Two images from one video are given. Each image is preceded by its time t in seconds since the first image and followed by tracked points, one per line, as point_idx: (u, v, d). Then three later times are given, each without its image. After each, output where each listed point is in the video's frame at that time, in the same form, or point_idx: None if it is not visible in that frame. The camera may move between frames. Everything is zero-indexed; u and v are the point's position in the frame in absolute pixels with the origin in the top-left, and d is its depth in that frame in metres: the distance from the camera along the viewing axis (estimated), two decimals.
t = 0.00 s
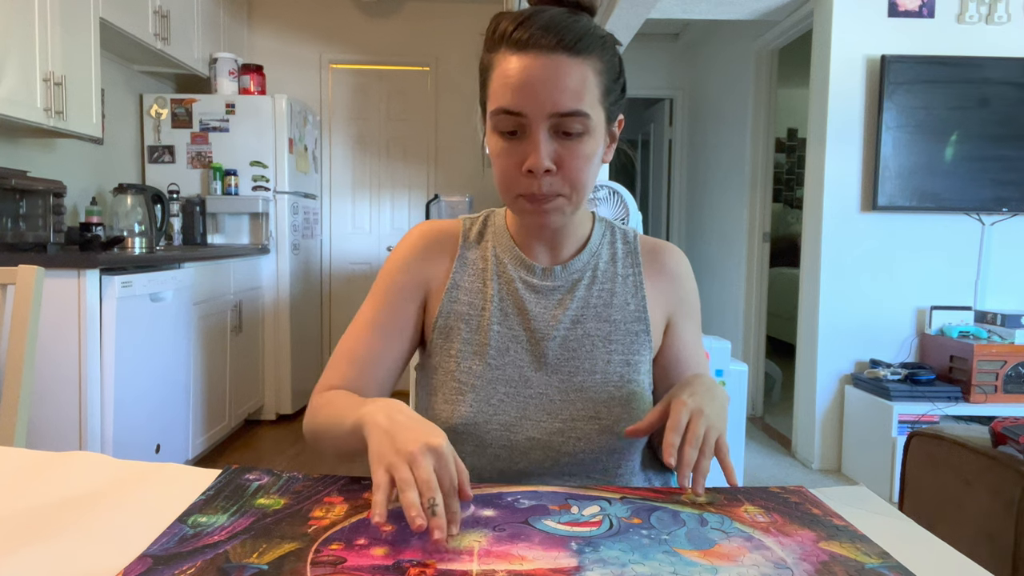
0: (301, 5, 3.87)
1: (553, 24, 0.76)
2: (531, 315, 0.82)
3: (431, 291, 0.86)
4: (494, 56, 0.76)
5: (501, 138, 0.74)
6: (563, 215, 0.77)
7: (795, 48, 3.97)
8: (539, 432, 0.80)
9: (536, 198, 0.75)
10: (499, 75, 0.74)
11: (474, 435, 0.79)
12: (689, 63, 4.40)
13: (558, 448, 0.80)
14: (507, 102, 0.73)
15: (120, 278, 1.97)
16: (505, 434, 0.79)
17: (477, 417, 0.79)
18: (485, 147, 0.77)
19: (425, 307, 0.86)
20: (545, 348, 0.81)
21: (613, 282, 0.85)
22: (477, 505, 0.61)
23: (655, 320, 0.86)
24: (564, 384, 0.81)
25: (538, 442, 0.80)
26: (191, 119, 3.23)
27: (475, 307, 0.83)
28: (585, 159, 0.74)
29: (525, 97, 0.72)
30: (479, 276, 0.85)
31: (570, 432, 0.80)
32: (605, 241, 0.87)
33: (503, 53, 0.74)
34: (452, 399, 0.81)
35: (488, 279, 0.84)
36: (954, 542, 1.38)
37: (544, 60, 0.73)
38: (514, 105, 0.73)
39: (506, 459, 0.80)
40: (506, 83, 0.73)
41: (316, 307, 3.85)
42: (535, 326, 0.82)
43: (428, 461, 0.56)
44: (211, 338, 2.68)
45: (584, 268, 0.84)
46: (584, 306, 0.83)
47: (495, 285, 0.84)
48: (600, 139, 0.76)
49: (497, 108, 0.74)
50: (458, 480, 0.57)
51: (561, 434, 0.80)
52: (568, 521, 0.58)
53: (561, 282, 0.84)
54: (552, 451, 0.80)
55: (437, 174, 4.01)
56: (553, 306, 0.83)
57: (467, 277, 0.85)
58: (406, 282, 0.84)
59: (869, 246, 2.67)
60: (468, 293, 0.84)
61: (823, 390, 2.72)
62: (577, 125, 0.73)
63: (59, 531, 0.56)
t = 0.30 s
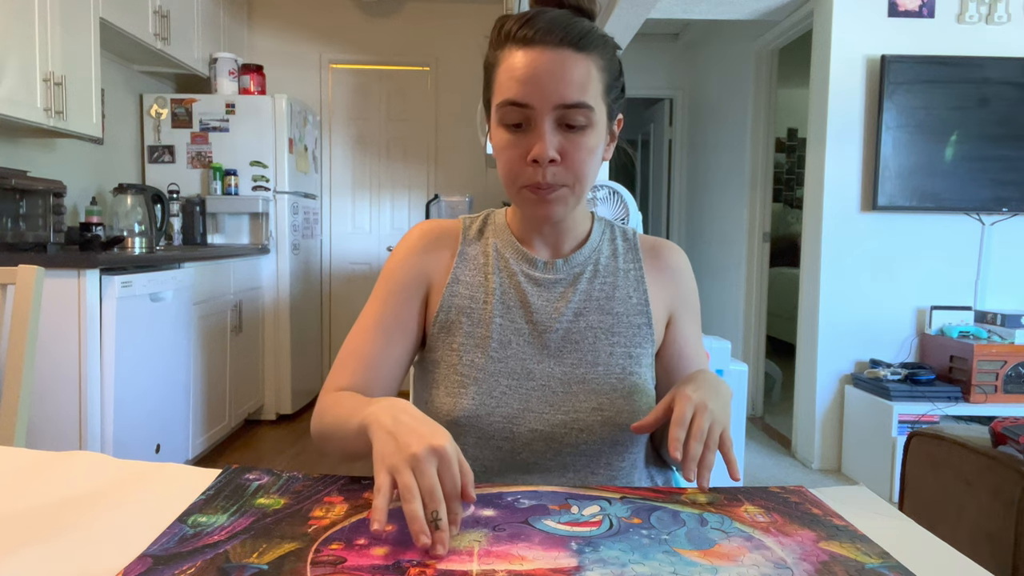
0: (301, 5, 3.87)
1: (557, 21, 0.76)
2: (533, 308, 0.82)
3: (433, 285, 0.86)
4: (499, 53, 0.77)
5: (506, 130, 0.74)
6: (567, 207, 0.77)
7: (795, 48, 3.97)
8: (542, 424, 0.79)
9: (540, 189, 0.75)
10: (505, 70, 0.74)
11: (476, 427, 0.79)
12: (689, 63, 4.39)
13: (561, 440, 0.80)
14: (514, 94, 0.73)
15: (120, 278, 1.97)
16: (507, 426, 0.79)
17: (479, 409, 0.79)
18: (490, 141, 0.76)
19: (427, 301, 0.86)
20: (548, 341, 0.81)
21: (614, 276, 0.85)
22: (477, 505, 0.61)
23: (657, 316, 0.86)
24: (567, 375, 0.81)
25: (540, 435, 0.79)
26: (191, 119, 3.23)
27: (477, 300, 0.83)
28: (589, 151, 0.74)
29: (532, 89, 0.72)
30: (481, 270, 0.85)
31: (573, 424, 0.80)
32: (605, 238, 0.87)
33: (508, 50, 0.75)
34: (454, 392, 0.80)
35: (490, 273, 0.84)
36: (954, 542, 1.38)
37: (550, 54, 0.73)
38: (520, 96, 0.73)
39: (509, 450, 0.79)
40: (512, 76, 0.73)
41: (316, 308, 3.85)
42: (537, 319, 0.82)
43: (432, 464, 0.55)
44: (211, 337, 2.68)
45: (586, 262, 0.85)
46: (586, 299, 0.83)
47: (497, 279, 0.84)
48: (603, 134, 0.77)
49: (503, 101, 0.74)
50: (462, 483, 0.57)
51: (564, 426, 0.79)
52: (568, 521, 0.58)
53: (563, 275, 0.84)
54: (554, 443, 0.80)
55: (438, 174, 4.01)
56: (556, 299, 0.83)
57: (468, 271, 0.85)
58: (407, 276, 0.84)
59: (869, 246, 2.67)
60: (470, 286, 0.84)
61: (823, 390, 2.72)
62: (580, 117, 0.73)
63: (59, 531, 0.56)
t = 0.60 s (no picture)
0: (300, 5, 3.87)
1: (560, 20, 0.77)
2: (535, 296, 0.82)
3: (436, 276, 0.86)
4: (502, 52, 0.77)
5: (511, 125, 0.75)
6: (568, 199, 0.77)
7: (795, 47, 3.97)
8: (545, 410, 0.79)
9: (544, 180, 0.75)
10: (509, 66, 0.75)
11: (479, 414, 0.79)
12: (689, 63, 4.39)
13: (565, 427, 0.79)
14: (518, 87, 0.74)
15: (120, 278, 1.97)
16: (511, 412, 0.78)
17: (483, 395, 0.79)
18: (494, 135, 0.77)
19: (430, 293, 0.86)
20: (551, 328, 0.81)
21: (615, 267, 0.85)
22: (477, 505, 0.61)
23: (658, 308, 0.86)
24: (569, 363, 0.80)
25: (544, 421, 0.79)
26: (191, 119, 3.23)
27: (479, 289, 0.83)
28: (591, 144, 0.75)
29: (536, 83, 0.73)
30: (483, 262, 0.85)
31: (576, 411, 0.79)
32: (604, 235, 0.88)
33: (511, 48, 0.76)
34: (457, 378, 0.80)
35: (492, 264, 0.85)
36: (954, 543, 1.38)
37: (553, 50, 0.74)
38: (525, 90, 0.73)
39: (512, 437, 0.79)
40: (516, 72, 0.74)
41: (316, 308, 3.85)
42: (539, 307, 0.82)
43: (454, 465, 0.53)
44: (211, 337, 2.68)
45: (587, 253, 0.85)
46: (588, 288, 0.84)
47: (500, 268, 0.84)
48: (603, 129, 0.78)
49: (508, 95, 0.75)
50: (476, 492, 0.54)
51: (567, 413, 0.79)
52: (568, 521, 0.58)
53: (564, 266, 0.84)
54: (558, 429, 0.79)
55: (438, 174, 4.01)
56: (558, 289, 0.83)
57: (470, 262, 0.85)
58: (410, 266, 0.84)
59: (869, 246, 2.67)
60: (472, 276, 0.84)
61: (823, 389, 2.72)
62: (582, 110, 0.74)
63: (59, 532, 0.56)
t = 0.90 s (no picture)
0: (300, 5, 3.87)
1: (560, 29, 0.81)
2: (537, 284, 0.83)
3: (440, 268, 0.86)
4: (507, 57, 0.81)
5: (516, 120, 0.78)
6: (571, 190, 0.80)
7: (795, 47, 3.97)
8: (547, 393, 0.78)
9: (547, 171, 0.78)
10: (515, 68, 0.79)
11: (481, 397, 0.78)
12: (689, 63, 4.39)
13: (567, 410, 0.79)
14: (523, 84, 0.77)
15: (120, 278, 1.97)
16: (512, 395, 0.78)
17: (484, 378, 0.78)
18: (499, 131, 0.80)
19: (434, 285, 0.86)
20: (552, 314, 0.82)
21: (615, 258, 0.86)
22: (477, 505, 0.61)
23: (657, 303, 0.87)
24: (571, 348, 0.80)
25: (546, 404, 0.78)
26: (191, 119, 3.23)
27: (482, 277, 0.83)
28: (591, 138, 0.78)
29: (540, 80, 0.77)
30: (485, 253, 0.86)
31: (579, 395, 0.79)
32: (602, 232, 0.89)
33: (516, 53, 0.80)
34: (459, 361, 0.79)
35: (495, 255, 0.85)
36: (954, 543, 1.38)
37: (556, 52, 0.78)
38: (530, 86, 0.77)
39: (514, 420, 0.78)
40: (522, 71, 0.78)
41: (316, 308, 3.85)
42: (541, 294, 0.82)
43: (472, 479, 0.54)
44: (211, 337, 2.68)
45: (587, 246, 0.86)
46: (588, 277, 0.84)
47: (502, 259, 0.85)
48: (602, 128, 0.81)
49: (514, 92, 0.78)
50: (479, 518, 0.54)
51: (569, 396, 0.78)
52: (568, 520, 0.58)
53: (565, 257, 0.85)
54: (559, 413, 0.79)
55: (438, 174, 4.01)
56: (558, 277, 0.84)
57: (472, 253, 0.86)
58: (415, 257, 0.84)
59: (869, 246, 2.67)
60: (474, 265, 0.84)
61: (823, 389, 2.72)
62: (583, 106, 0.77)
63: (58, 532, 0.56)
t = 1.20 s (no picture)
0: (300, 5, 3.87)
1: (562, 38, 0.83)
2: (535, 277, 0.83)
3: (441, 266, 0.87)
4: (512, 63, 0.83)
5: (521, 119, 0.78)
6: (575, 186, 0.79)
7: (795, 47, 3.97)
8: (546, 382, 0.78)
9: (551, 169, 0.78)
10: (520, 72, 0.80)
11: (480, 385, 0.78)
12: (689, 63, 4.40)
13: (565, 399, 0.78)
14: (530, 84, 0.78)
15: (120, 278, 1.97)
16: (511, 384, 0.78)
17: (484, 367, 0.78)
18: (504, 130, 0.80)
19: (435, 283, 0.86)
20: (550, 307, 0.82)
21: (612, 257, 0.87)
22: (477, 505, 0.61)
23: (652, 301, 0.87)
24: (570, 339, 0.80)
25: (544, 392, 0.78)
26: (191, 119, 3.23)
27: (481, 272, 0.84)
28: (593, 137, 0.78)
29: (546, 80, 0.78)
30: (485, 251, 0.86)
31: (577, 384, 0.78)
32: (599, 235, 0.89)
33: (521, 58, 0.82)
34: (458, 351, 0.79)
35: (495, 253, 0.86)
36: (954, 543, 1.38)
37: (560, 56, 0.80)
38: (536, 86, 0.78)
39: (513, 409, 0.78)
40: (528, 72, 0.79)
41: (316, 309, 3.85)
42: (539, 287, 0.83)
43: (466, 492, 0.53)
44: (211, 337, 2.68)
45: (584, 244, 0.87)
46: (586, 272, 0.84)
47: (502, 255, 0.85)
48: (603, 131, 0.82)
49: (520, 92, 0.79)
50: (474, 528, 0.53)
51: (568, 385, 0.78)
52: (568, 520, 0.58)
53: (563, 254, 0.86)
54: (558, 402, 0.78)
55: (438, 174, 4.01)
56: (557, 272, 0.84)
57: (472, 252, 0.86)
58: (416, 255, 0.85)
59: (869, 246, 2.67)
60: (474, 262, 0.85)
61: (823, 389, 2.72)
62: (586, 107, 0.79)
63: (57, 532, 0.56)
